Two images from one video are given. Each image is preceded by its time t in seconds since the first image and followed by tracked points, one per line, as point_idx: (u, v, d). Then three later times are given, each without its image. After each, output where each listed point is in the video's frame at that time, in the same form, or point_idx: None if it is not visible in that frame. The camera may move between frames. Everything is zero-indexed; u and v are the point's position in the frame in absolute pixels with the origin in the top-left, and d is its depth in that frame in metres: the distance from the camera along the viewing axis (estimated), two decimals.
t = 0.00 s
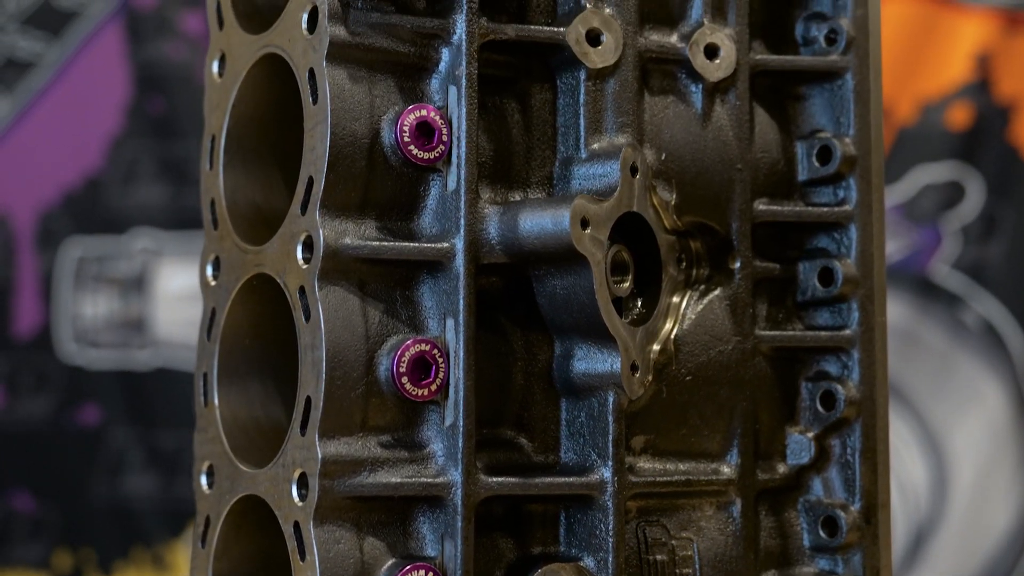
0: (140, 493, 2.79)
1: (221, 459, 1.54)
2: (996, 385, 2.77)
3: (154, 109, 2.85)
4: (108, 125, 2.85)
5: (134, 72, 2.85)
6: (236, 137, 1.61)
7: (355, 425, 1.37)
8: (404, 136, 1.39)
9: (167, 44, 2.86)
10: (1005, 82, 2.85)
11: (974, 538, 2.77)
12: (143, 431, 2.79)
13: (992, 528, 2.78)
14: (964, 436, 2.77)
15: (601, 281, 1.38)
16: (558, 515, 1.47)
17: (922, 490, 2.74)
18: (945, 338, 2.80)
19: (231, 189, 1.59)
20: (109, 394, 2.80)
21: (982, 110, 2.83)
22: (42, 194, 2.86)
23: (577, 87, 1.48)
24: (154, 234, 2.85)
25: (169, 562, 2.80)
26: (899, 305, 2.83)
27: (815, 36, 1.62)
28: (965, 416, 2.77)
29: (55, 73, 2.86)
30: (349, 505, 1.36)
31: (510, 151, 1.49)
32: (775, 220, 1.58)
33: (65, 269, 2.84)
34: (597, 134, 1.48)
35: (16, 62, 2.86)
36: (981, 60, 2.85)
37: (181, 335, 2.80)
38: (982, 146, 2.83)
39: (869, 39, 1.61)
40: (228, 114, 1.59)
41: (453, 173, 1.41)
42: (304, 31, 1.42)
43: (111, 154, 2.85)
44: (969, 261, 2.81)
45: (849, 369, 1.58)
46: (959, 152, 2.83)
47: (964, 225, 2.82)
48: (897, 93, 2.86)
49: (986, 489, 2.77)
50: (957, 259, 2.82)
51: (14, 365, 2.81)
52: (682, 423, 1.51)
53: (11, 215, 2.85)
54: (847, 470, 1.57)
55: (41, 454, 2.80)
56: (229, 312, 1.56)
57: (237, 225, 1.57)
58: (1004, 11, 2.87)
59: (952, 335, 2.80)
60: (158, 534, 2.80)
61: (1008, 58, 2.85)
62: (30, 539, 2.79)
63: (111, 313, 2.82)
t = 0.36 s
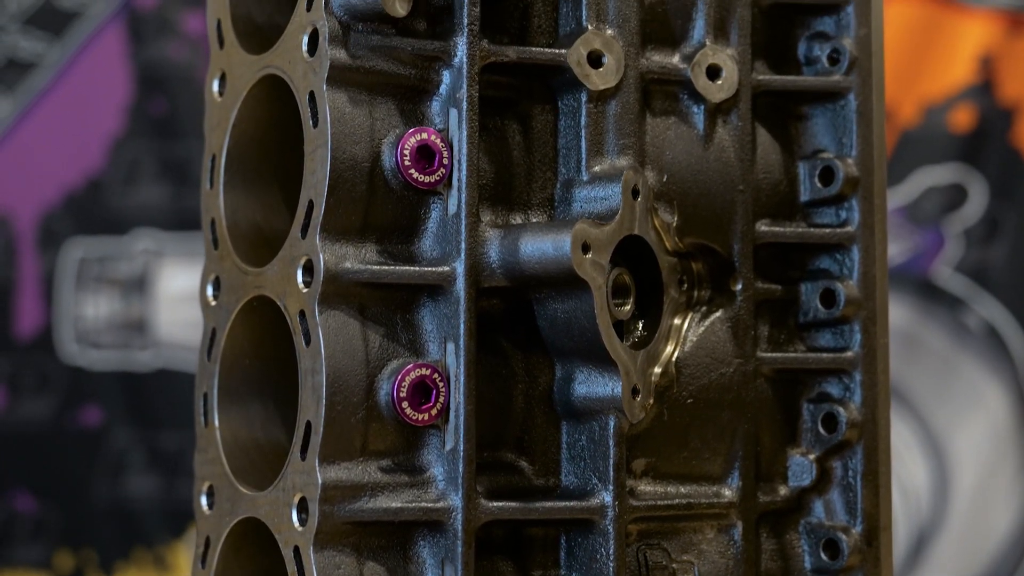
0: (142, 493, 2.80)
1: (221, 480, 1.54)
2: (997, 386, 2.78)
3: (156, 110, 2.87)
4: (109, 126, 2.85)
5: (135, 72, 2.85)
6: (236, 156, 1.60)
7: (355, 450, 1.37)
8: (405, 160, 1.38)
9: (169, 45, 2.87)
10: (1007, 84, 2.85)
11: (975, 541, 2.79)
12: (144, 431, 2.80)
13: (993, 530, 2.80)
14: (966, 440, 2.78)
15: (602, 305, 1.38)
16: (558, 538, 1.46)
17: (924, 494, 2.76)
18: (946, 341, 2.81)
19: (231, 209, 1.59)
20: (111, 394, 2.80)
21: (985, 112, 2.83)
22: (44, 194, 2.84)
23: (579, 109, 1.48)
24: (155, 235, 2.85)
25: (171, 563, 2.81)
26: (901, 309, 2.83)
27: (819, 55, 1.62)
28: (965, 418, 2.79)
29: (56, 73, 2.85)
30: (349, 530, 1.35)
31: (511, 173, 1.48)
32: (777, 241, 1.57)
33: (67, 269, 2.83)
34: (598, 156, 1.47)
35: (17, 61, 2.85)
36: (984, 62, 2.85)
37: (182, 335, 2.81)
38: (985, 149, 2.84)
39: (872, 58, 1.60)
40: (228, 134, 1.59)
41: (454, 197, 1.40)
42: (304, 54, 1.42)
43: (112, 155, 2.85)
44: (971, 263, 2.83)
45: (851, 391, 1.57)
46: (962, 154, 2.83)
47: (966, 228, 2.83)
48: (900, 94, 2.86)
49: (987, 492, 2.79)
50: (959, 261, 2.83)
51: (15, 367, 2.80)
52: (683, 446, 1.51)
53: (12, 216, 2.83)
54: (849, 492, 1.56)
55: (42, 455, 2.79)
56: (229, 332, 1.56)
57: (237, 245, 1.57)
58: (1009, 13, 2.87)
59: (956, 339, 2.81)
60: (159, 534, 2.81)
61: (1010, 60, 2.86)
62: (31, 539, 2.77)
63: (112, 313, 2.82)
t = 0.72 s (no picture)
0: (143, 493, 2.80)
1: (219, 499, 1.53)
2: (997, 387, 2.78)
3: (156, 109, 2.86)
4: (110, 125, 2.84)
5: (135, 71, 2.85)
6: (236, 174, 1.60)
7: (354, 473, 1.36)
8: (404, 183, 1.38)
9: (169, 44, 2.86)
10: (1009, 85, 2.84)
11: (975, 541, 2.78)
12: (144, 431, 2.80)
13: (994, 531, 2.79)
14: (966, 440, 2.78)
15: (602, 329, 1.37)
16: (557, 560, 1.46)
17: (924, 494, 2.75)
18: (946, 341, 2.81)
19: (230, 229, 1.59)
20: (111, 393, 2.80)
21: (987, 113, 2.83)
22: (44, 194, 2.83)
23: (579, 130, 1.47)
24: (155, 234, 2.85)
25: (171, 562, 2.81)
26: (901, 310, 2.83)
27: (820, 74, 1.61)
28: (966, 419, 2.78)
29: (56, 72, 2.84)
30: (348, 553, 1.34)
31: (511, 194, 1.48)
32: (778, 262, 1.57)
33: (67, 268, 2.83)
34: (598, 177, 1.47)
35: (17, 60, 2.84)
36: (986, 63, 2.84)
37: (182, 335, 2.81)
38: (987, 150, 2.83)
39: (874, 78, 1.60)
40: (227, 152, 1.59)
41: (453, 219, 1.40)
42: (303, 76, 1.41)
43: (112, 154, 2.84)
44: (972, 265, 2.82)
45: (851, 412, 1.57)
46: (963, 155, 2.82)
47: (968, 229, 2.82)
48: (902, 95, 2.85)
49: (988, 493, 2.78)
50: (959, 263, 2.82)
51: (16, 366, 2.79)
52: (683, 468, 1.50)
53: (13, 215, 2.83)
54: (849, 514, 1.56)
55: (42, 455, 2.78)
56: (228, 351, 1.55)
57: (237, 264, 1.57)
58: (1011, 14, 2.85)
59: (956, 340, 2.81)
60: (160, 533, 2.81)
61: (1013, 61, 2.85)
62: (32, 538, 2.77)
63: (113, 312, 2.82)
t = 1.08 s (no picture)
0: (143, 491, 2.80)
1: (217, 517, 1.53)
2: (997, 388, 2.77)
3: (156, 106, 2.85)
4: (109, 123, 2.84)
5: (134, 69, 2.84)
6: (234, 190, 1.60)
7: (351, 496, 1.36)
8: (402, 205, 1.37)
9: (169, 41, 2.85)
10: (1012, 85, 2.83)
11: (975, 542, 2.78)
12: (145, 430, 2.80)
13: (993, 532, 2.79)
14: (966, 441, 2.77)
15: (600, 351, 1.37)
16: None
17: (923, 494, 2.75)
18: (946, 342, 2.80)
19: (227, 247, 1.60)
20: (111, 391, 2.79)
21: (989, 113, 2.82)
22: (44, 192, 2.83)
23: (578, 149, 1.46)
24: (154, 232, 2.84)
25: (171, 560, 2.81)
26: (901, 311, 2.83)
27: (820, 92, 1.62)
28: (966, 419, 2.78)
29: (55, 70, 2.83)
30: None
31: (510, 213, 1.47)
32: (777, 281, 1.56)
33: (67, 266, 2.82)
34: (598, 198, 1.46)
35: (15, 57, 2.83)
36: (989, 63, 2.83)
37: (182, 334, 2.81)
38: (989, 151, 2.82)
39: (875, 97, 1.60)
40: (225, 169, 1.59)
41: (452, 240, 1.39)
42: (301, 96, 1.41)
43: (112, 151, 2.84)
44: (973, 266, 2.81)
45: (850, 432, 1.57)
46: (964, 155, 2.82)
47: (969, 229, 2.81)
48: (904, 96, 2.84)
49: (987, 494, 2.77)
50: (960, 263, 2.82)
51: (15, 364, 2.79)
52: (681, 489, 1.50)
53: (12, 213, 2.82)
54: (846, 533, 1.56)
55: (42, 453, 2.78)
56: (226, 369, 1.55)
57: (235, 282, 1.57)
58: (1014, 13, 2.84)
59: (956, 340, 2.80)
60: (160, 531, 2.81)
61: (1016, 60, 2.83)
62: (31, 536, 2.77)
63: (112, 310, 2.81)
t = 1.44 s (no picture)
0: (143, 491, 2.79)
1: (213, 534, 1.52)
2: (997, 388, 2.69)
3: (156, 105, 2.83)
4: (109, 122, 2.82)
5: (135, 66, 2.82)
6: (231, 205, 1.59)
7: (347, 517, 1.35)
8: (399, 224, 1.37)
9: (169, 39, 2.83)
10: (1014, 84, 2.76)
11: (975, 545, 2.69)
12: (144, 429, 2.79)
13: (994, 535, 2.70)
14: (966, 441, 2.70)
15: (598, 372, 1.36)
16: None
17: (924, 494, 2.67)
18: (946, 341, 2.73)
19: (224, 263, 1.59)
20: (110, 391, 2.78)
21: (990, 113, 2.75)
22: (43, 191, 2.82)
23: (577, 167, 1.45)
24: (154, 231, 2.83)
25: (170, 560, 2.79)
26: (900, 310, 2.77)
27: (819, 108, 1.61)
28: (966, 419, 2.70)
29: (55, 68, 2.83)
30: None
31: (508, 231, 1.46)
32: (775, 298, 1.56)
33: (67, 265, 2.81)
34: (596, 216, 1.45)
35: (15, 55, 2.83)
36: (990, 62, 2.76)
37: (182, 333, 2.79)
38: (990, 151, 2.75)
39: (874, 114, 1.60)
40: (222, 185, 1.58)
41: (449, 259, 1.39)
42: (298, 114, 1.40)
43: (112, 151, 2.82)
44: (974, 266, 2.74)
45: (848, 450, 1.56)
46: (965, 156, 2.75)
47: (970, 230, 2.75)
48: (904, 96, 2.79)
49: (988, 496, 2.69)
50: (960, 264, 2.75)
51: (15, 363, 2.79)
52: (679, 507, 1.49)
53: (12, 212, 2.82)
54: (845, 551, 1.55)
55: (41, 453, 2.77)
56: (223, 386, 1.55)
57: (231, 299, 1.57)
58: (1014, 14, 2.77)
59: (956, 340, 2.73)
60: (160, 531, 2.80)
61: (1018, 59, 2.76)
62: (31, 536, 2.77)
63: (112, 309, 2.80)
